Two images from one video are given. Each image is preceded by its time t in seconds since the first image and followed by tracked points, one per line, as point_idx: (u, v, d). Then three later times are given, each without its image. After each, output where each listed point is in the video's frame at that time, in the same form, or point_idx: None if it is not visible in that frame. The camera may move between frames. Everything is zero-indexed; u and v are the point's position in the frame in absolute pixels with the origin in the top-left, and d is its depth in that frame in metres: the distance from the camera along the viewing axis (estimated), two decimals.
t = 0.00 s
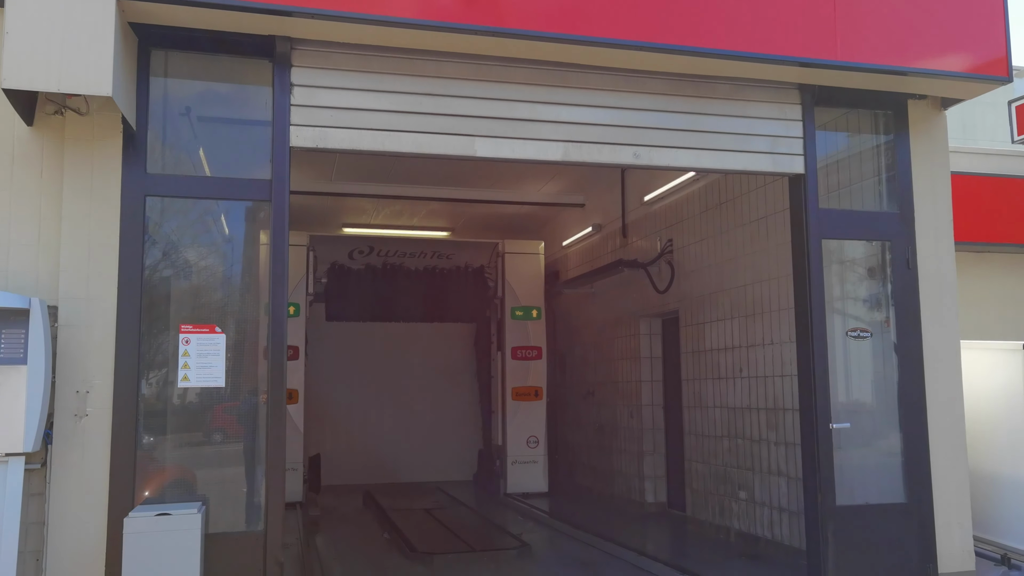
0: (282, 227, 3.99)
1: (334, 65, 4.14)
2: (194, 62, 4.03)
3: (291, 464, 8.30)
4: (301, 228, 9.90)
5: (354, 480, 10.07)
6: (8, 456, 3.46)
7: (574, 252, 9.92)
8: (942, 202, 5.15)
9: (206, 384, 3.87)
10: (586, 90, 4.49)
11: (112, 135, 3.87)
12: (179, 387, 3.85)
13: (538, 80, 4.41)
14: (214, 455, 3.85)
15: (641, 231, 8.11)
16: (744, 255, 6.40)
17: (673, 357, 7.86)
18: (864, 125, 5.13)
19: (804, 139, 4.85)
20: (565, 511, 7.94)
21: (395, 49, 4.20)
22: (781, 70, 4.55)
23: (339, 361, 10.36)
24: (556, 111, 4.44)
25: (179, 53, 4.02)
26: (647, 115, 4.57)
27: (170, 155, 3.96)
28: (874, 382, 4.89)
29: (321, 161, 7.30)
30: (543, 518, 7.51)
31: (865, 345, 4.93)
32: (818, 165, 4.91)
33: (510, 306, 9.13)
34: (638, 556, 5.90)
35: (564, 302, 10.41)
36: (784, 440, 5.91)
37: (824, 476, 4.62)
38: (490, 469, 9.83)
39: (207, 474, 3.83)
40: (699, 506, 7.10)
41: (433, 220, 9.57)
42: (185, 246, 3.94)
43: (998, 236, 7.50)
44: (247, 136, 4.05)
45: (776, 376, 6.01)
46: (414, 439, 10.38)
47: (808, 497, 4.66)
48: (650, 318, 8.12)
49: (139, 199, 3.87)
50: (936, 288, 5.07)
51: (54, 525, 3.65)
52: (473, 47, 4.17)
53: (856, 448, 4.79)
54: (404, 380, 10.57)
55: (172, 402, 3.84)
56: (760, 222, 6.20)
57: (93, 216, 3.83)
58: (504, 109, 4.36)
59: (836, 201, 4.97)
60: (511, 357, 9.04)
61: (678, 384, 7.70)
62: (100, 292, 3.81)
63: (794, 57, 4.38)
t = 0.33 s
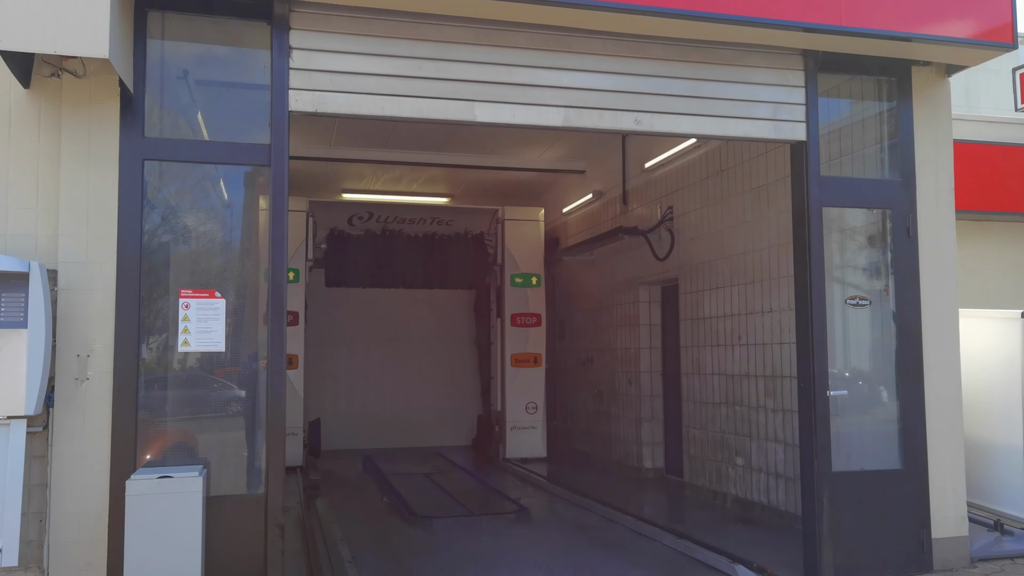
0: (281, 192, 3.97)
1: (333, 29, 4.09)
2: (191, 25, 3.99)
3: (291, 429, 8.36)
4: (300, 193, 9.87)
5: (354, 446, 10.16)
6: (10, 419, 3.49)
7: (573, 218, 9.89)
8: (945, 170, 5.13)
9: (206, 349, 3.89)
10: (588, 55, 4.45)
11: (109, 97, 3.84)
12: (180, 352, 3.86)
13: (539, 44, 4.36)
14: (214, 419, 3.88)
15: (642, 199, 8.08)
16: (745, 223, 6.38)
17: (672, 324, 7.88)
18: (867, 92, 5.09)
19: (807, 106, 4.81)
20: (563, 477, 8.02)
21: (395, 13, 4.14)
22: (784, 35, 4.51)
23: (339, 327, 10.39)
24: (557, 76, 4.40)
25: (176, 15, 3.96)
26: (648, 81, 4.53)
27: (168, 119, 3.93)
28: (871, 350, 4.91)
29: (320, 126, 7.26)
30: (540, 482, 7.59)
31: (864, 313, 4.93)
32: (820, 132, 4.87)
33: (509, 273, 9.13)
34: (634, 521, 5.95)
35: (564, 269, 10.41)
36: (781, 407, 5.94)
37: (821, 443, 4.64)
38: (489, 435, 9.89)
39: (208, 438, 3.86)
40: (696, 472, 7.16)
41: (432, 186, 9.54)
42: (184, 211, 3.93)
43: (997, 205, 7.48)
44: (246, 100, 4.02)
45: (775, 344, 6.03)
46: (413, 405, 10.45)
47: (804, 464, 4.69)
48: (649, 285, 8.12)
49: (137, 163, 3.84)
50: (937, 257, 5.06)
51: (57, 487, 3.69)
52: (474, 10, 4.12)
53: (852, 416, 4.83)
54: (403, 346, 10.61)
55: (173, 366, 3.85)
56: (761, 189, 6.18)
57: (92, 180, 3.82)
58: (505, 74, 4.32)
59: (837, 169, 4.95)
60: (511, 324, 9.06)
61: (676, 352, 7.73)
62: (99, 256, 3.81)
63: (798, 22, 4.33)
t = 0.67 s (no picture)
0: (281, 169, 3.96)
1: (332, 5, 4.06)
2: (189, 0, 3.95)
3: (291, 407, 8.39)
4: (299, 171, 9.84)
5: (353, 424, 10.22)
6: (10, 395, 3.50)
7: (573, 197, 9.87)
8: (945, 149, 5.13)
9: (206, 326, 3.89)
10: (588, 32, 4.41)
11: (108, 74, 3.82)
12: (179, 330, 3.86)
13: (539, 21, 4.33)
14: (214, 396, 3.89)
15: (642, 177, 8.06)
16: (744, 202, 6.37)
17: (672, 303, 7.89)
18: (869, 71, 5.06)
19: (808, 85, 4.79)
20: (561, 454, 8.07)
21: None
22: (787, 12, 4.47)
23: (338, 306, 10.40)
24: (557, 54, 4.37)
25: None
26: (649, 59, 4.50)
27: (166, 96, 3.90)
28: (870, 330, 4.92)
29: (319, 103, 7.23)
30: (539, 460, 7.64)
31: (863, 293, 4.94)
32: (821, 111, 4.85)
33: (509, 252, 9.12)
34: (632, 499, 5.99)
35: (563, 248, 10.41)
36: (779, 387, 5.96)
37: (818, 423, 4.65)
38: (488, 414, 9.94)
39: (207, 416, 3.88)
40: (694, 450, 7.19)
41: (432, 164, 9.50)
42: (183, 188, 3.92)
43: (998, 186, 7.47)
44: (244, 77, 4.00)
45: (773, 324, 6.04)
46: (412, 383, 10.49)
47: (801, 443, 4.70)
48: (649, 264, 8.12)
49: (135, 140, 3.83)
50: (937, 237, 5.07)
51: (58, 464, 3.70)
52: None
53: (850, 396, 4.84)
54: (402, 325, 10.62)
55: (173, 344, 3.86)
56: (761, 169, 6.17)
57: (90, 157, 3.80)
58: (505, 51, 4.29)
59: (837, 149, 4.94)
60: (510, 303, 9.07)
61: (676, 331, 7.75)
62: (98, 233, 3.80)
63: None
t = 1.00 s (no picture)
0: (278, 146, 3.93)
1: None
2: None
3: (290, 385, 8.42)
4: (296, 149, 9.79)
5: (351, 402, 10.26)
6: (9, 371, 3.51)
7: (572, 175, 9.84)
8: (946, 127, 5.11)
9: (205, 304, 3.88)
10: (588, 8, 4.37)
11: (103, 49, 3.79)
12: (178, 307, 3.86)
13: None
14: (213, 374, 3.89)
15: (641, 155, 8.03)
16: (744, 180, 6.36)
17: (670, 281, 7.89)
18: (871, 48, 5.03)
19: (809, 62, 4.75)
20: (560, 432, 8.10)
21: None
22: None
23: (336, 285, 10.39)
24: (557, 30, 4.33)
25: None
26: (650, 35, 4.46)
27: (163, 71, 3.87)
28: (868, 308, 4.93)
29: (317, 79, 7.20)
30: (537, 437, 7.67)
31: (862, 272, 4.93)
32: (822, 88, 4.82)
33: (508, 231, 9.10)
34: (631, 476, 6.01)
35: (561, 226, 10.39)
36: (777, 365, 5.98)
37: (817, 399, 4.64)
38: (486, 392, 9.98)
39: (206, 393, 3.88)
40: (691, 427, 7.22)
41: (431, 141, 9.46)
42: (180, 165, 3.90)
43: (998, 163, 7.45)
44: (241, 52, 3.96)
45: (772, 302, 6.04)
46: (410, 361, 10.53)
47: (799, 421, 4.71)
48: (648, 243, 8.12)
49: (131, 116, 3.80)
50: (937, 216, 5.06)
51: (57, 440, 3.71)
52: None
53: (848, 374, 4.86)
54: (401, 304, 10.62)
55: (171, 321, 3.85)
56: (761, 146, 6.14)
57: (86, 132, 3.78)
58: (505, 27, 4.25)
59: (838, 127, 4.92)
60: (509, 281, 9.07)
61: (674, 309, 7.76)
62: (95, 210, 3.79)
63: None
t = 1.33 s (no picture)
0: (276, 137, 3.91)
1: None
2: None
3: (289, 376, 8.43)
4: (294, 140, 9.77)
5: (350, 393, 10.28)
6: (9, 363, 3.51)
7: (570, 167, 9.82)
8: (946, 118, 5.10)
9: (203, 296, 3.88)
10: None
11: (101, 40, 3.78)
12: (176, 299, 3.85)
13: None
14: (212, 366, 3.89)
15: (640, 147, 8.02)
16: (742, 172, 6.36)
17: (669, 272, 7.89)
18: (870, 38, 5.02)
19: (809, 52, 4.74)
20: (559, 423, 8.11)
21: None
22: None
23: (334, 277, 10.39)
24: (556, 20, 4.31)
25: None
26: (648, 26, 4.45)
27: (160, 62, 3.86)
28: (866, 299, 4.93)
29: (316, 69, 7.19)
30: (536, 429, 7.68)
31: (861, 263, 4.94)
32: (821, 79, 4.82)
33: (507, 222, 9.09)
34: (630, 467, 6.01)
35: (560, 218, 10.39)
36: (776, 356, 5.98)
37: (815, 391, 4.65)
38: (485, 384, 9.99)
39: (205, 384, 3.88)
40: (690, 418, 7.23)
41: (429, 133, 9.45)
42: (178, 156, 3.89)
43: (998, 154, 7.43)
44: (239, 44, 3.95)
45: (771, 293, 6.03)
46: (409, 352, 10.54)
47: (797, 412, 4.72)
48: (646, 234, 8.11)
49: (129, 107, 3.79)
50: (936, 207, 5.05)
51: (57, 432, 3.72)
52: None
53: (846, 365, 4.87)
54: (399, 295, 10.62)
55: (170, 313, 3.85)
56: (760, 138, 6.13)
57: (83, 123, 3.78)
58: (503, 18, 4.23)
59: (837, 117, 4.92)
60: (507, 272, 9.08)
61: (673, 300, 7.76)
62: (93, 201, 3.79)
63: None
